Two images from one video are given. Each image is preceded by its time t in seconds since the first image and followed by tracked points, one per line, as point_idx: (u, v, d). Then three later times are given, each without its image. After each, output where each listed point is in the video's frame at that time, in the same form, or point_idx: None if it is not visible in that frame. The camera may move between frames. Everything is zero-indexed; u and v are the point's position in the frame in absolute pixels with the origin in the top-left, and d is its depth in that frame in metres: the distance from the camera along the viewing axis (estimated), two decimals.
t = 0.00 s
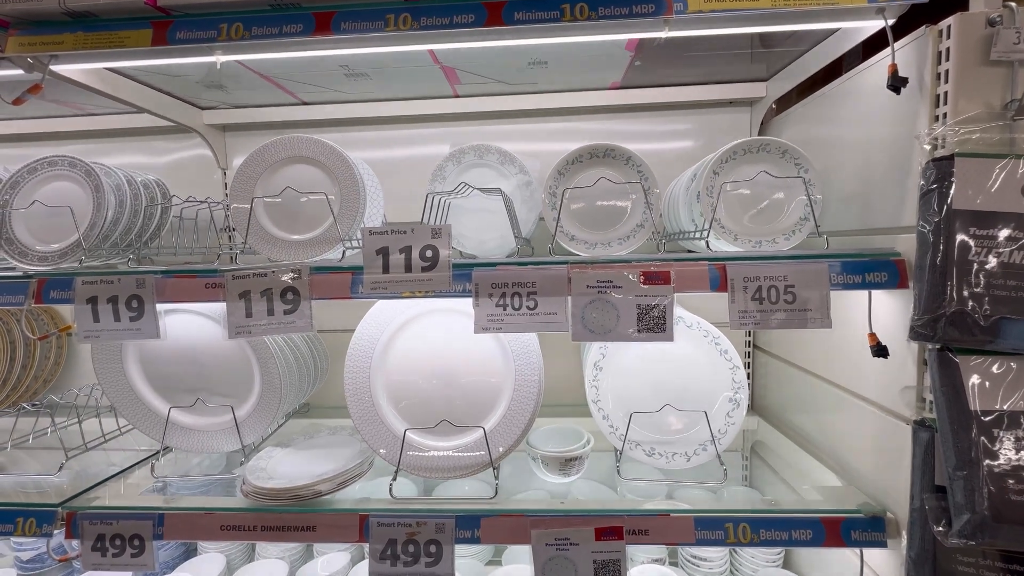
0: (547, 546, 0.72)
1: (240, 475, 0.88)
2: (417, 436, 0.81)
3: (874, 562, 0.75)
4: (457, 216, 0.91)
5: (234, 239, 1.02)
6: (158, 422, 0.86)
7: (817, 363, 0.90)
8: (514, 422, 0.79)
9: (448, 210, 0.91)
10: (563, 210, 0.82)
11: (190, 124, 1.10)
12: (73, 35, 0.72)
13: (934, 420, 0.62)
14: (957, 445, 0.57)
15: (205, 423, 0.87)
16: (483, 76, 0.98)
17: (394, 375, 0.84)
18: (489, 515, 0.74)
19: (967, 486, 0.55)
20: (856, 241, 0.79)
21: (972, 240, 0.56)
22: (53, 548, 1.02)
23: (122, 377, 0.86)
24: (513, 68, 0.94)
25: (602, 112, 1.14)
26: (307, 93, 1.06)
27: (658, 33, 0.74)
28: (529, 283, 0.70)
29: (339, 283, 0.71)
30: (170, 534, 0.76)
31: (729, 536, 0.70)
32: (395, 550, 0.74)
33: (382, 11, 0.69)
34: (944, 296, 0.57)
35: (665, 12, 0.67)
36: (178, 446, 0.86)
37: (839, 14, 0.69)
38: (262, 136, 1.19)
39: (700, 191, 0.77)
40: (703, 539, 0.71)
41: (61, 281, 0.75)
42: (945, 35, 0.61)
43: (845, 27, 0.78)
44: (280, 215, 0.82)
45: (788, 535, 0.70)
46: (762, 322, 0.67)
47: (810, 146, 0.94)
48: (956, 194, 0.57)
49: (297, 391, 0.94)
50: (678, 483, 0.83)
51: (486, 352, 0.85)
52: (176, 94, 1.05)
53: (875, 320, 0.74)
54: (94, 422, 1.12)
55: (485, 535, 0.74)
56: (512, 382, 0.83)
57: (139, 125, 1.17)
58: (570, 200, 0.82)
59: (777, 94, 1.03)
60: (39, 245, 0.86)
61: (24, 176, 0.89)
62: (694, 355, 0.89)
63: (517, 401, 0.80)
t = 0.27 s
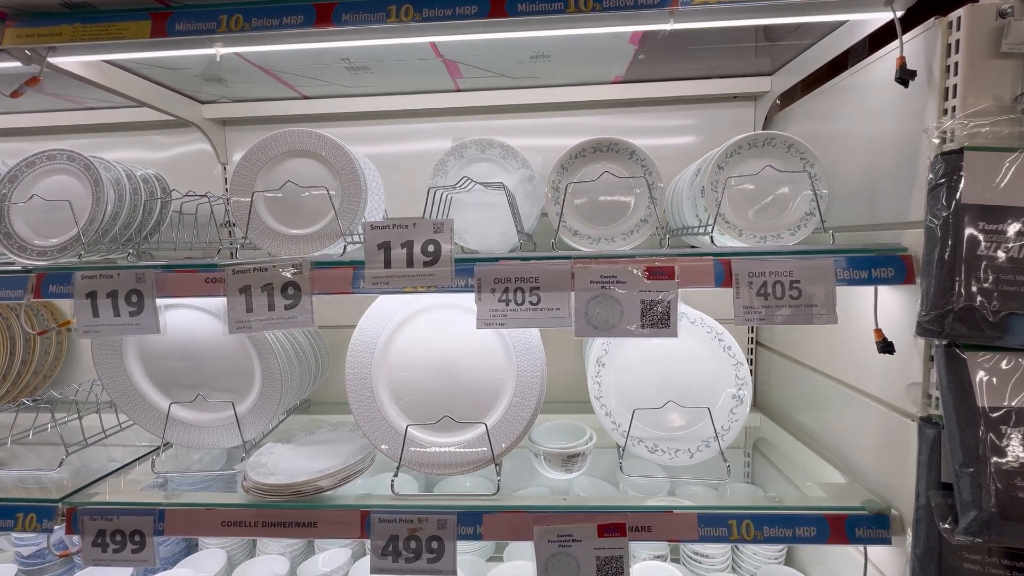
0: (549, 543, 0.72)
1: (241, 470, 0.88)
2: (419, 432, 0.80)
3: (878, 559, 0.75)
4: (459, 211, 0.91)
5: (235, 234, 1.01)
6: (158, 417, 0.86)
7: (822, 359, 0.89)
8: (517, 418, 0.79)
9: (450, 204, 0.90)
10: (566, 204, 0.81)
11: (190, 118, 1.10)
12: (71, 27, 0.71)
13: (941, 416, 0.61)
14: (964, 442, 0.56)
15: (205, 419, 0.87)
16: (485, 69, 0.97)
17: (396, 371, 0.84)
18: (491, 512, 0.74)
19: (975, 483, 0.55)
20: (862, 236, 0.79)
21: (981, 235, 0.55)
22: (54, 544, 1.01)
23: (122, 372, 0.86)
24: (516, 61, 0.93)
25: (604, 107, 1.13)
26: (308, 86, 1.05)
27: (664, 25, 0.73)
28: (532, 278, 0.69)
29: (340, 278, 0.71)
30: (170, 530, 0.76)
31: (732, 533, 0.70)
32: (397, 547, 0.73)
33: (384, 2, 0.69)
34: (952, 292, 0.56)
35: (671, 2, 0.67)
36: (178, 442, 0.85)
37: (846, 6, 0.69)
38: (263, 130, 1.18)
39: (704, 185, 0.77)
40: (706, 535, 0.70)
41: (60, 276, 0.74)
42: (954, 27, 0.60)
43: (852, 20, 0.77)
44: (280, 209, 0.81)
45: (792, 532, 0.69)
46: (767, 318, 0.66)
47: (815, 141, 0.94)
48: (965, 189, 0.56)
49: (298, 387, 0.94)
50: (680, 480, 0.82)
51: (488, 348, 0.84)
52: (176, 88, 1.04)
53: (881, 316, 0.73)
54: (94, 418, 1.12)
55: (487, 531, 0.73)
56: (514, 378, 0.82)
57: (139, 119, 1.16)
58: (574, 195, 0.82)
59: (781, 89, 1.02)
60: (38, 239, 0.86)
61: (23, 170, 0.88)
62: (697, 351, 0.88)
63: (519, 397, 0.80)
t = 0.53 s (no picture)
0: (551, 537, 0.72)
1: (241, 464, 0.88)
2: (420, 426, 0.80)
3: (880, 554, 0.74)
4: (461, 203, 0.90)
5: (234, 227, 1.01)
6: (158, 411, 0.85)
7: (825, 353, 0.89)
8: (518, 412, 0.78)
9: (451, 197, 0.89)
10: (569, 197, 0.81)
11: (188, 111, 1.09)
12: (68, 15, 0.70)
13: (946, 410, 0.61)
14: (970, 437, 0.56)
15: (205, 412, 0.86)
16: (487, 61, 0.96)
17: (397, 364, 0.83)
18: (493, 506, 0.73)
19: (980, 478, 0.55)
20: (866, 229, 0.78)
21: (990, 227, 0.55)
22: (54, 537, 1.01)
23: (122, 365, 0.85)
24: (517, 52, 0.92)
25: (607, 100, 1.12)
26: (308, 78, 1.04)
27: (668, 14, 0.72)
28: (534, 271, 0.68)
29: (340, 270, 0.70)
30: (171, 523, 0.76)
31: (735, 527, 0.70)
32: (397, 540, 0.73)
33: None
34: (959, 284, 0.56)
35: None
36: (179, 435, 0.85)
37: None
38: (262, 123, 1.17)
39: (708, 177, 0.76)
40: (708, 530, 0.70)
41: (59, 268, 0.74)
42: (964, 16, 0.59)
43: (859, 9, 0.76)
44: (280, 202, 0.81)
45: (795, 526, 0.69)
46: (771, 311, 0.65)
47: (819, 134, 0.93)
48: (974, 180, 0.55)
49: (298, 381, 0.93)
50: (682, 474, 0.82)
51: (489, 342, 0.84)
52: (175, 79, 1.04)
53: (886, 309, 0.72)
54: (94, 412, 1.11)
55: (488, 525, 0.73)
56: (515, 371, 0.82)
57: (137, 112, 1.15)
58: (576, 187, 0.81)
59: (785, 81, 1.01)
60: (36, 232, 0.85)
61: (20, 161, 0.87)
62: (700, 345, 0.87)
63: (521, 391, 0.79)
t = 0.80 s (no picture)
0: (548, 532, 0.71)
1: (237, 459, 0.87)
2: (416, 421, 0.79)
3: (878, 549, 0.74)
4: (458, 198, 0.89)
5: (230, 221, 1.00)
6: (153, 407, 0.85)
7: (823, 349, 0.89)
8: (515, 407, 0.78)
9: (448, 191, 0.89)
10: (566, 191, 0.80)
11: (184, 104, 1.08)
12: (60, 6, 0.69)
13: (944, 406, 0.60)
14: (969, 432, 0.55)
15: (201, 408, 0.86)
16: (484, 54, 0.95)
17: (393, 360, 0.83)
18: (489, 501, 0.73)
19: (978, 473, 0.54)
20: (866, 224, 0.77)
21: (989, 222, 0.54)
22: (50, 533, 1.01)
23: (116, 360, 0.85)
24: (515, 46, 0.91)
25: (605, 94, 1.11)
26: (304, 72, 1.03)
27: (667, 6, 0.71)
28: (531, 265, 0.68)
29: (336, 264, 0.70)
30: (166, 519, 0.75)
31: (732, 523, 0.69)
32: (394, 536, 0.73)
33: None
34: (958, 279, 0.55)
35: None
36: (174, 430, 0.85)
37: None
38: (259, 117, 1.16)
39: (707, 172, 0.75)
40: (706, 525, 0.70)
41: (52, 262, 0.73)
42: (965, 8, 0.59)
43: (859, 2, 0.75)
44: (275, 195, 0.80)
45: (792, 522, 0.69)
46: (769, 306, 0.65)
47: (818, 129, 0.92)
48: (974, 174, 0.55)
49: (294, 376, 0.93)
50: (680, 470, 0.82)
51: (486, 337, 0.83)
52: (170, 73, 1.03)
53: (885, 305, 0.72)
54: (89, 408, 1.11)
55: (485, 521, 0.73)
56: (513, 367, 0.81)
57: (132, 106, 1.14)
58: (574, 182, 0.80)
59: (785, 75, 1.01)
60: (29, 225, 0.84)
61: (13, 154, 0.87)
62: (698, 341, 0.87)
63: (518, 386, 0.79)
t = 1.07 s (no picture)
0: (543, 531, 0.71)
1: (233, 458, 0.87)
2: (412, 420, 0.79)
3: (873, 549, 0.74)
4: (453, 196, 0.89)
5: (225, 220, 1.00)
6: (148, 405, 0.85)
7: (820, 348, 0.89)
8: (511, 406, 0.78)
9: (445, 189, 0.88)
10: (563, 190, 0.80)
11: (179, 102, 1.07)
12: (52, 1, 0.69)
13: (940, 405, 0.60)
14: (964, 431, 0.55)
15: (196, 406, 0.86)
16: (481, 52, 0.95)
17: (389, 358, 0.82)
18: (485, 500, 0.73)
19: (973, 473, 0.54)
20: (862, 223, 0.77)
21: (986, 221, 0.54)
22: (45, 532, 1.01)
23: (111, 359, 0.85)
24: (511, 43, 0.91)
25: (603, 93, 1.11)
26: (300, 69, 1.03)
27: (663, 3, 0.71)
28: (526, 264, 0.68)
29: (330, 262, 0.69)
30: (160, 518, 0.75)
31: (728, 522, 0.69)
32: (389, 535, 0.73)
33: None
34: (955, 278, 0.55)
35: None
36: (169, 429, 0.84)
37: None
38: (255, 115, 1.16)
39: (704, 170, 0.75)
40: (701, 525, 0.70)
41: (45, 260, 0.73)
42: (963, 6, 0.58)
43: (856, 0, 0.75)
44: (270, 193, 0.79)
45: (788, 521, 0.69)
46: (765, 305, 0.65)
47: (816, 127, 0.92)
48: (971, 172, 0.55)
49: (290, 375, 0.93)
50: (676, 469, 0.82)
51: (482, 336, 0.83)
52: (165, 70, 1.02)
53: (881, 304, 0.72)
54: (85, 406, 1.10)
55: (480, 520, 0.73)
56: (509, 366, 0.81)
57: (128, 103, 1.14)
58: (571, 180, 0.80)
59: (783, 74, 1.00)
60: (23, 223, 0.84)
61: (7, 152, 0.86)
62: (695, 340, 0.87)
63: (514, 385, 0.79)
